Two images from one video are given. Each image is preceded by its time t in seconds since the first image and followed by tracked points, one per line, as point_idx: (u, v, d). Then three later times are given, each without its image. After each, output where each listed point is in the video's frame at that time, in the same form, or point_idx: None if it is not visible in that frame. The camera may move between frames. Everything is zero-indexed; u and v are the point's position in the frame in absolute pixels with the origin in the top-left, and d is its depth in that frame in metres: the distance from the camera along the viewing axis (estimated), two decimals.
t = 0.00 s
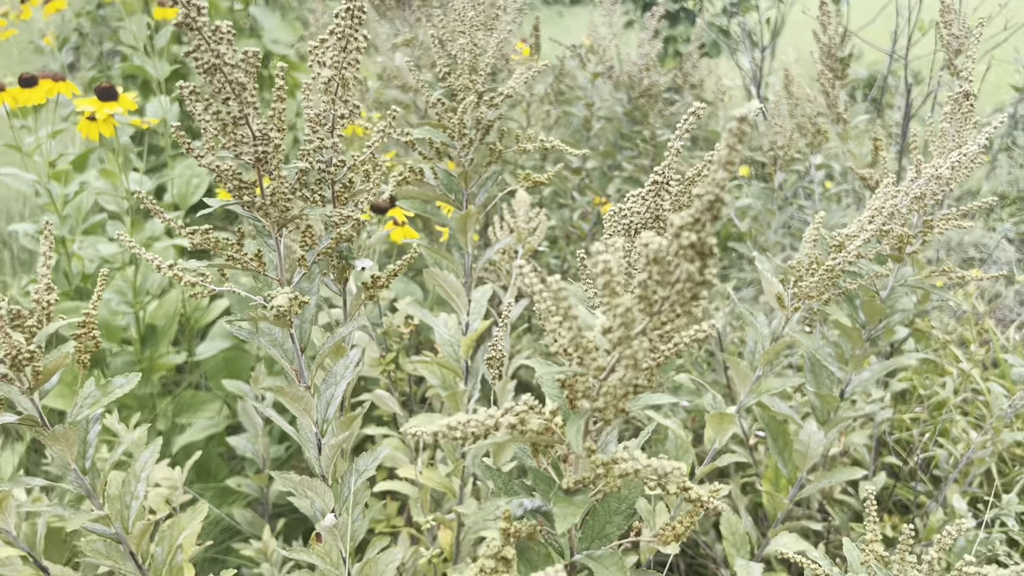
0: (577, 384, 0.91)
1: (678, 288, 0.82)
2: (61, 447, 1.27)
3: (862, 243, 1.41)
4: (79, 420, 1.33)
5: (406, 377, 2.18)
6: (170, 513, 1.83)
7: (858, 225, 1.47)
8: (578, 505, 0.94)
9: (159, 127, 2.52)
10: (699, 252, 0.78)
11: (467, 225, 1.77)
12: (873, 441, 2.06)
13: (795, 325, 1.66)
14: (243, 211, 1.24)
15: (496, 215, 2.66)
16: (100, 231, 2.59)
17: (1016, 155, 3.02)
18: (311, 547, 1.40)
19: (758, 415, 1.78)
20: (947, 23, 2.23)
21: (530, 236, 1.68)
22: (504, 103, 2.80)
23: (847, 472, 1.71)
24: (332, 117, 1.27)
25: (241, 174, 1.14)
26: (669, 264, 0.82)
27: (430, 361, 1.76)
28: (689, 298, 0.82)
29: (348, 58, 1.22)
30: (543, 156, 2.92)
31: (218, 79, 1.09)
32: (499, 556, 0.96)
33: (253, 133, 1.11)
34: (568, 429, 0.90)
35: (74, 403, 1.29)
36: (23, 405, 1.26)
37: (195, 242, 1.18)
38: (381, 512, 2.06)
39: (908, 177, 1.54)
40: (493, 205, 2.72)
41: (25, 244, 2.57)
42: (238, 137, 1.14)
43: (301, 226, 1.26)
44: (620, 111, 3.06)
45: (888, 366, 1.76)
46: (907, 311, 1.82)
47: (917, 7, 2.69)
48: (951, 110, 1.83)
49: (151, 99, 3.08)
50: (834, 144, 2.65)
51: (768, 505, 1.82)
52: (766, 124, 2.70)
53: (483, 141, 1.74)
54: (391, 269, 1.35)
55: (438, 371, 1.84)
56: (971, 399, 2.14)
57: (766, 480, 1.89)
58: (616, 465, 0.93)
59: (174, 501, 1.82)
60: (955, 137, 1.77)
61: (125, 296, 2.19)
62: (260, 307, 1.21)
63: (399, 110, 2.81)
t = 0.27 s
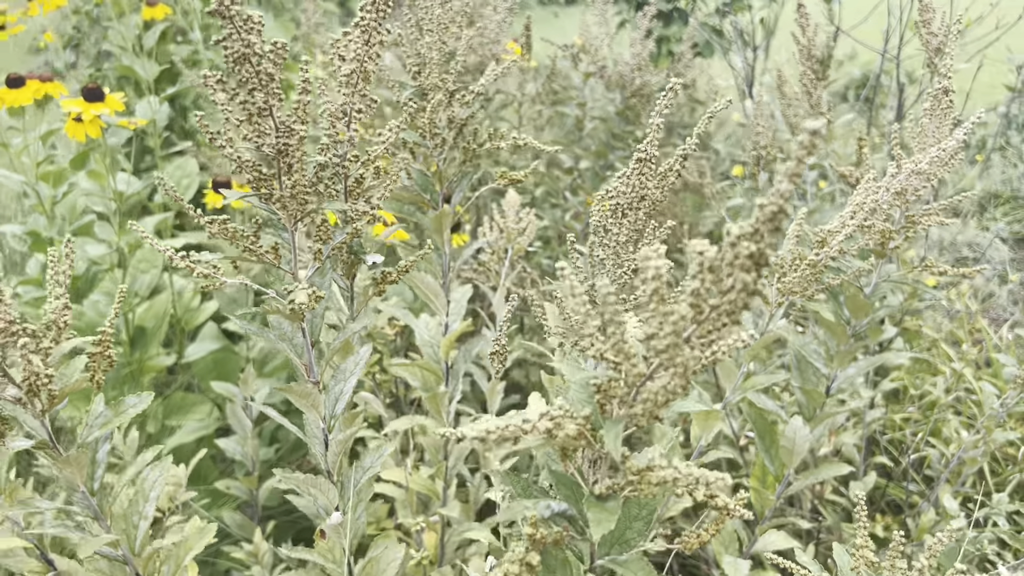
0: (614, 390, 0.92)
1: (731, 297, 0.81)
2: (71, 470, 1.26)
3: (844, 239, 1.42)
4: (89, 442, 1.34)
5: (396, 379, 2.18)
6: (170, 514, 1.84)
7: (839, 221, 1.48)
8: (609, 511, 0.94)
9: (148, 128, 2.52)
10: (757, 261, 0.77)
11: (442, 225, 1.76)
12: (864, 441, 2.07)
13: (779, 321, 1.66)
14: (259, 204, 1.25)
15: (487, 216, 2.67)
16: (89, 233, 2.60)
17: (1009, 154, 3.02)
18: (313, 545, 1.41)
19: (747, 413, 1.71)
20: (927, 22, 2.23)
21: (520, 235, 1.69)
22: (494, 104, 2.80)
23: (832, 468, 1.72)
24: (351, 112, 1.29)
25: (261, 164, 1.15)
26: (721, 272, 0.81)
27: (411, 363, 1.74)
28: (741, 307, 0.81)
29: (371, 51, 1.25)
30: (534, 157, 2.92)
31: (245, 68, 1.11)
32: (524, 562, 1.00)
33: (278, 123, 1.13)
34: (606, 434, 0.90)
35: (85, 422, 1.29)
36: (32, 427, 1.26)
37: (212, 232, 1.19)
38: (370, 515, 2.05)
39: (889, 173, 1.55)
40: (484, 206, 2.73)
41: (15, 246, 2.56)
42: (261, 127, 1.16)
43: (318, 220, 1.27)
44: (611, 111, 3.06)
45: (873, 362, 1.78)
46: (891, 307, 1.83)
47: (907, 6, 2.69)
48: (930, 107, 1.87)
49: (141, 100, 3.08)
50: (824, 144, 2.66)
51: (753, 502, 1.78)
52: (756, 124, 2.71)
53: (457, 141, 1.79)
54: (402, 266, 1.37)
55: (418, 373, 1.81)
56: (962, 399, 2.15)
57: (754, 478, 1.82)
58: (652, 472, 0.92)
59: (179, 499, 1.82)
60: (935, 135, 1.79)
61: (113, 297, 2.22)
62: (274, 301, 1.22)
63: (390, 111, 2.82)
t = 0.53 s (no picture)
0: (574, 410, 0.94)
1: (678, 319, 0.82)
2: (27, 496, 1.24)
3: (843, 239, 1.43)
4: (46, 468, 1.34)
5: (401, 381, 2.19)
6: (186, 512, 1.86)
7: (839, 222, 1.48)
8: (572, 531, 0.97)
9: (153, 131, 2.54)
10: (699, 285, 0.77)
11: (457, 231, 1.80)
12: (866, 442, 2.09)
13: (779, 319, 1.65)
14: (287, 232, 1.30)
15: (489, 218, 2.68)
16: (93, 235, 2.60)
17: (1007, 155, 3.04)
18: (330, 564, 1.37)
19: (748, 412, 1.80)
20: (926, 26, 2.26)
21: (523, 237, 1.65)
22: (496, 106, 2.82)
23: (834, 465, 1.74)
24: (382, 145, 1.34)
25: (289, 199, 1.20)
26: (668, 294, 0.82)
27: (423, 369, 1.74)
28: (689, 329, 0.81)
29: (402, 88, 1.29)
30: (535, 159, 2.94)
31: (277, 106, 1.16)
32: None
33: (309, 159, 1.18)
34: (564, 457, 0.95)
35: (39, 449, 1.29)
36: None
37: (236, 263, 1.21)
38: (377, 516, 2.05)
39: (889, 175, 1.57)
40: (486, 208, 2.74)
41: (20, 249, 2.58)
42: (290, 162, 1.20)
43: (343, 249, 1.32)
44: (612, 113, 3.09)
45: (873, 359, 1.77)
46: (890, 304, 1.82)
47: (906, 9, 2.71)
48: (926, 109, 1.90)
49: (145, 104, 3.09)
50: (824, 146, 2.68)
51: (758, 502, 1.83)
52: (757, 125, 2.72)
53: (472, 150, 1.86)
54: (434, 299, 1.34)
55: (430, 378, 1.80)
56: (963, 399, 2.17)
57: (755, 475, 1.90)
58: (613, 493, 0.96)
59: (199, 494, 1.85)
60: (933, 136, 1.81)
61: (117, 301, 2.21)
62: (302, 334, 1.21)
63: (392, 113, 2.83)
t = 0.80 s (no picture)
0: (485, 406, 1.01)
1: (560, 305, 0.94)
2: None
3: (850, 239, 1.43)
4: None
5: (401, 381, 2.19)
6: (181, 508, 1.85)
7: (845, 222, 1.49)
8: (489, 529, 1.01)
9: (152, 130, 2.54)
10: (575, 269, 0.89)
11: (486, 235, 1.79)
12: (866, 441, 2.09)
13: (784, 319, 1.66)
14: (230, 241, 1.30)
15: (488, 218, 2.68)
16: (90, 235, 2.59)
17: (1006, 155, 3.05)
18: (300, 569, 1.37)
19: (750, 410, 1.83)
20: (924, 24, 2.26)
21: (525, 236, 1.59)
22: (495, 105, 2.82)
23: (836, 463, 1.74)
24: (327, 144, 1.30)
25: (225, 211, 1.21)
26: (548, 281, 0.94)
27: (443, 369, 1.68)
28: (574, 311, 0.93)
29: (345, 86, 1.24)
30: (534, 159, 2.94)
31: (199, 113, 1.11)
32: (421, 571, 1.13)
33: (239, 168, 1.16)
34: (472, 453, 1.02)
35: None
36: None
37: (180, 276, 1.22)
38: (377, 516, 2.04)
39: (894, 175, 1.57)
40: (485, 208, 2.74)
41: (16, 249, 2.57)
42: (222, 171, 1.17)
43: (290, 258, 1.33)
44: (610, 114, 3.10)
45: (876, 359, 1.78)
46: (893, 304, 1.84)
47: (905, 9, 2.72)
48: (929, 107, 1.89)
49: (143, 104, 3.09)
50: (822, 145, 2.68)
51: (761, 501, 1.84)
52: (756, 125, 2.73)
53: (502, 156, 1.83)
54: (395, 298, 1.43)
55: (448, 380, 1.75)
56: (963, 398, 2.17)
57: (757, 474, 1.92)
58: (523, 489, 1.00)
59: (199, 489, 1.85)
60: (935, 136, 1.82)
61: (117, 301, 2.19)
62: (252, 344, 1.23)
63: (392, 113, 2.83)
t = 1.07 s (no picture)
0: (471, 400, 1.01)
1: (547, 299, 0.92)
2: None
3: (852, 244, 1.41)
4: None
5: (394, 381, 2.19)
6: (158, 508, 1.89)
7: (848, 226, 1.47)
8: (476, 524, 0.95)
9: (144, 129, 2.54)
10: (560, 262, 0.88)
11: (467, 232, 1.80)
12: (861, 441, 2.09)
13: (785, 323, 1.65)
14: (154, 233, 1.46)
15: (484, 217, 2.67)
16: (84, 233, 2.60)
17: (1002, 155, 3.05)
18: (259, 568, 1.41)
19: (750, 414, 1.81)
20: (920, 22, 2.26)
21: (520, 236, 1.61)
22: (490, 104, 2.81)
23: (839, 470, 1.71)
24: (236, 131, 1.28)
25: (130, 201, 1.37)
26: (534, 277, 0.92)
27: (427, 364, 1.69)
28: (559, 305, 0.91)
29: (233, 69, 1.21)
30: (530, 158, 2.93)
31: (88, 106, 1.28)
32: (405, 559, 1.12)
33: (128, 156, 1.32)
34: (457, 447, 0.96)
35: None
36: None
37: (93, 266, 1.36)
38: (367, 517, 2.04)
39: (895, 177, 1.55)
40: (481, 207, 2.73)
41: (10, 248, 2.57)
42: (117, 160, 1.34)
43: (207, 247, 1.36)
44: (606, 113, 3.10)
45: (879, 365, 1.78)
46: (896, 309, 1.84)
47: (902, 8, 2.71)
48: (941, 112, 1.84)
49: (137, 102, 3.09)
50: (818, 145, 2.67)
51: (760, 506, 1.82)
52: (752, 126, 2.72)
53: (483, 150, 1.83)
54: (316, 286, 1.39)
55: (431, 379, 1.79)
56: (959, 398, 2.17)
57: (758, 479, 1.93)
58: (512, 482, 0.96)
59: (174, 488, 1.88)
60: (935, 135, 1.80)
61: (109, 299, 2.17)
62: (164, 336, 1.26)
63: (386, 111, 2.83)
